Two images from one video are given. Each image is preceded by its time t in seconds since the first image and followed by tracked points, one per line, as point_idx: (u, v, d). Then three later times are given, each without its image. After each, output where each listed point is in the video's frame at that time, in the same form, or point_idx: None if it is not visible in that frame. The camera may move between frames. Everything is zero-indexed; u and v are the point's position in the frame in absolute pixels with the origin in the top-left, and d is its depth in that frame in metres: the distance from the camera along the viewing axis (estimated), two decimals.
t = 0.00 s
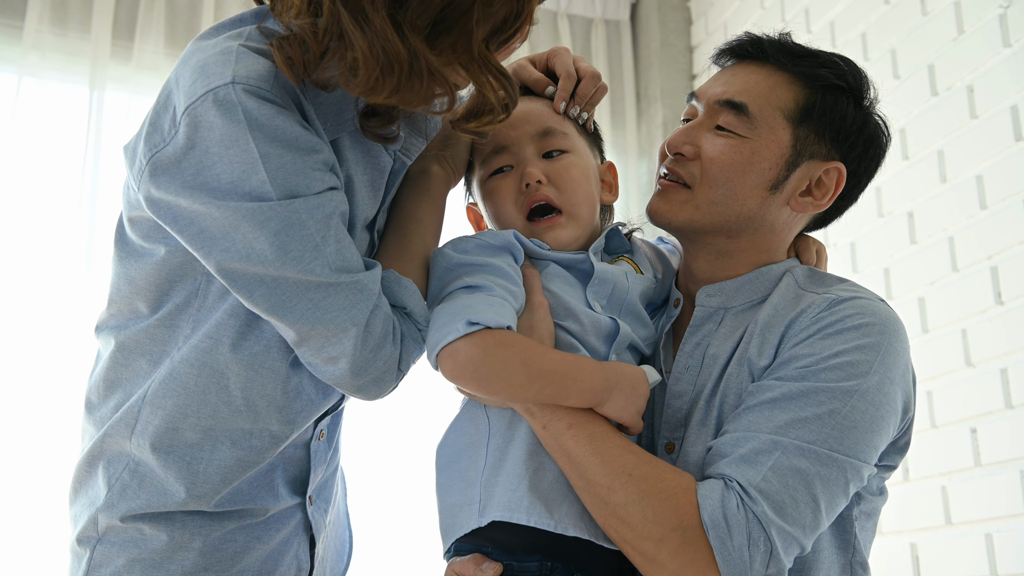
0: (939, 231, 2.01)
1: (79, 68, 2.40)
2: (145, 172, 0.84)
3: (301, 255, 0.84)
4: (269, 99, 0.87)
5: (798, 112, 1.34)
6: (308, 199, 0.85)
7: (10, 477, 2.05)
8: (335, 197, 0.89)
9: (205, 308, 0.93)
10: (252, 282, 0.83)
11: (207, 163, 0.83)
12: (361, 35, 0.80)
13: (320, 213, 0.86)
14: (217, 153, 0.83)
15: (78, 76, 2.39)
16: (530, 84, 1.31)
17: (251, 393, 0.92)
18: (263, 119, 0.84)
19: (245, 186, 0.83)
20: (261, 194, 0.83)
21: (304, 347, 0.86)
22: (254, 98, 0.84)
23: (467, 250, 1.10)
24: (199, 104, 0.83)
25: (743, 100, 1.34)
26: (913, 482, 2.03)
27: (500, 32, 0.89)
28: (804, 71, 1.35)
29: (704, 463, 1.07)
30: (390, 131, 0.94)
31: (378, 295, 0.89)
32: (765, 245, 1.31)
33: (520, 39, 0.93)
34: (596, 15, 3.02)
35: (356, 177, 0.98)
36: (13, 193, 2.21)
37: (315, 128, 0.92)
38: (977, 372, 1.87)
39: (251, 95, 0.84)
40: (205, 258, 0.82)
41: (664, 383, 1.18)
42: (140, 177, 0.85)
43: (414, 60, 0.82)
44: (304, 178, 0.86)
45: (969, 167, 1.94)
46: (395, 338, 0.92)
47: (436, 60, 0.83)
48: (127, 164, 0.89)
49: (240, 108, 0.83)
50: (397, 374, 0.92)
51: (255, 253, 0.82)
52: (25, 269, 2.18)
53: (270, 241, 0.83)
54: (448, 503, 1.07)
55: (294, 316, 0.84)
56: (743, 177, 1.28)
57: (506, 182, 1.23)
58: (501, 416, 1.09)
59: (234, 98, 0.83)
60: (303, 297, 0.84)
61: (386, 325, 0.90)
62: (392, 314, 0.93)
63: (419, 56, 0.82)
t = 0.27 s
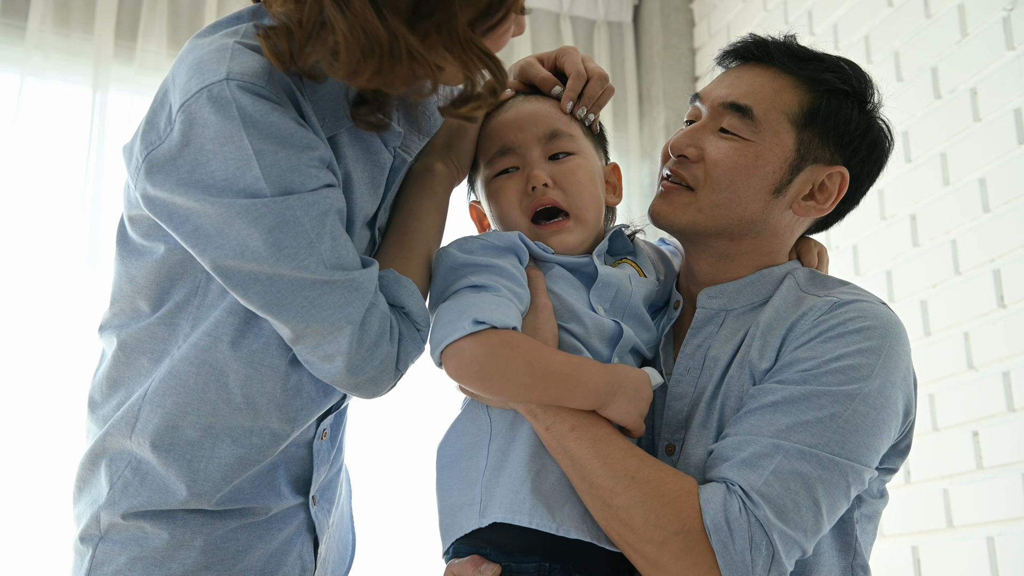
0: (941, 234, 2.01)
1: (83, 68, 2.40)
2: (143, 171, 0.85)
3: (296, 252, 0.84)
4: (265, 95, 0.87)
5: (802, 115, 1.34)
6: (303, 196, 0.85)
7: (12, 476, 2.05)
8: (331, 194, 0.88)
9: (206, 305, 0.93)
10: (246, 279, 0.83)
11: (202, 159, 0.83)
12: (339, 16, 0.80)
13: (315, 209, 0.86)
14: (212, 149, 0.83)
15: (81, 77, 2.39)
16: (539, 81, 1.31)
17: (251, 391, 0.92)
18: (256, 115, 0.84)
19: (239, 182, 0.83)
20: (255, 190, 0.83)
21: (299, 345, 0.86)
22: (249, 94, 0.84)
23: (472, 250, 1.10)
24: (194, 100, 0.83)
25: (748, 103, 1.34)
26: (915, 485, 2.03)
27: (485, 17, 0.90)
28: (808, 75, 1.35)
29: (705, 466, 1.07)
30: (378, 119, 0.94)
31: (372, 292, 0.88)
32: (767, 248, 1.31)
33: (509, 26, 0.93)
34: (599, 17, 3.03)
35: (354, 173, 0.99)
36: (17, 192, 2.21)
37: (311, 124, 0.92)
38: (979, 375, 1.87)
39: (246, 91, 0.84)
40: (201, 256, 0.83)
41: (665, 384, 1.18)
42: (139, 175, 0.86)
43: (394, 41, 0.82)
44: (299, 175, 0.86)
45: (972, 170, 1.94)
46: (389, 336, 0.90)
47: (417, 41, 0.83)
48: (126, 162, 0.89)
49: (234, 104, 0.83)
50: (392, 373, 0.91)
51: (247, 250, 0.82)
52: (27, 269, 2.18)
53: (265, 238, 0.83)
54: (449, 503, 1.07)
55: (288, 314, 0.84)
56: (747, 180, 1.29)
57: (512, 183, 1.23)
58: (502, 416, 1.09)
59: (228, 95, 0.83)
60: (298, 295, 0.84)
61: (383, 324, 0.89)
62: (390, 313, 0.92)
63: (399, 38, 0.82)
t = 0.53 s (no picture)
0: (943, 236, 2.01)
1: (86, 69, 2.40)
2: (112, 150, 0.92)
3: (241, 218, 0.88)
4: (217, 65, 0.94)
5: (802, 117, 1.33)
6: (250, 162, 0.89)
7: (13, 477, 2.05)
8: (285, 165, 0.92)
9: (192, 293, 0.97)
10: (199, 248, 0.88)
11: (159, 131, 0.90)
12: None
13: (263, 176, 0.89)
14: (168, 120, 0.90)
15: (85, 78, 2.39)
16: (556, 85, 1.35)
17: (237, 369, 0.95)
18: (207, 83, 0.91)
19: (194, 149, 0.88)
20: (204, 156, 0.88)
21: (254, 316, 0.90)
22: (199, 62, 0.92)
23: (475, 251, 1.10)
24: (153, 76, 0.92)
25: (746, 105, 1.33)
26: (916, 487, 2.03)
27: None
28: (806, 76, 1.34)
29: (708, 469, 1.07)
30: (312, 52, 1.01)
31: (324, 264, 0.91)
32: (769, 250, 1.32)
33: None
34: (601, 18, 3.03)
35: (328, 155, 1.05)
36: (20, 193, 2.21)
37: (274, 102, 0.99)
38: (981, 377, 1.87)
39: (197, 59, 0.92)
40: (157, 223, 0.88)
41: (666, 388, 1.18)
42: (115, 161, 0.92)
43: None
44: (248, 143, 0.90)
45: (973, 173, 1.94)
46: (344, 312, 0.92)
47: None
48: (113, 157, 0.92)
49: (185, 72, 0.91)
50: (348, 348, 0.93)
51: (195, 216, 0.87)
52: (29, 270, 2.18)
53: (212, 202, 0.87)
54: (451, 505, 1.07)
55: (239, 284, 0.88)
56: (748, 183, 1.29)
57: (517, 185, 1.23)
58: (504, 418, 1.08)
59: (181, 64, 0.91)
60: (248, 264, 0.88)
61: (334, 296, 0.91)
62: (346, 287, 0.94)
63: None
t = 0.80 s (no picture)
0: (943, 238, 2.01)
1: (87, 72, 2.40)
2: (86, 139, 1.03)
3: (191, 204, 0.94)
4: (183, 54, 1.04)
5: (807, 118, 1.33)
6: (205, 150, 0.97)
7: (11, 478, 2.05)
8: (241, 155, 0.99)
9: (175, 286, 1.03)
10: (162, 236, 0.95)
11: (122, 118, 1.00)
12: None
13: (216, 165, 0.97)
14: (131, 106, 1.00)
15: (87, 81, 2.40)
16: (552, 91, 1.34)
17: (215, 358, 1.01)
18: (169, 71, 1.01)
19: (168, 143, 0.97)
20: (162, 142, 0.97)
21: (210, 301, 0.95)
22: (163, 50, 1.02)
23: (474, 254, 1.09)
24: (124, 66, 1.03)
25: (751, 106, 1.33)
26: (918, 489, 2.03)
27: None
28: (812, 76, 1.34)
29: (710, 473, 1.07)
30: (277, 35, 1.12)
31: (271, 253, 0.95)
32: (773, 250, 1.32)
33: None
34: (601, 20, 3.03)
35: (298, 149, 1.13)
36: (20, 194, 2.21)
37: (244, 97, 1.08)
38: (981, 379, 1.87)
39: (164, 47, 1.03)
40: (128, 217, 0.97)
41: (668, 393, 1.17)
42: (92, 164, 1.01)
43: None
44: (204, 132, 0.98)
45: (974, 175, 1.94)
46: (285, 301, 0.95)
47: None
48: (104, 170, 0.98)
49: (149, 60, 1.01)
50: (291, 337, 0.96)
51: (154, 204, 0.94)
52: (30, 271, 2.18)
53: (166, 186, 0.95)
54: (451, 508, 1.07)
55: (191, 268, 0.94)
56: (752, 185, 1.28)
57: (513, 188, 1.22)
58: (506, 423, 1.08)
59: (148, 52, 1.02)
60: (200, 250, 0.94)
61: (279, 286, 0.95)
62: (294, 278, 0.97)
63: None
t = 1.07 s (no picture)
0: (944, 240, 2.01)
1: (88, 73, 2.41)
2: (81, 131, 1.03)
3: (176, 198, 0.94)
4: (178, 48, 1.04)
5: (805, 117, 1.33)
6: (194, 145, 0.97)
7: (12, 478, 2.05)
8: (230, 152, 0.99)
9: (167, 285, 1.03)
10: (148, 228, 0.95)
11: (115, 111, 1.00)
12: None
13: (204, 161, 0.96)
14: (124, 99, 1.00)
15: (89, 82, 2.40)
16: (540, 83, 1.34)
17: (201, 349, 1.01)
18: (163, 65, 1.01)
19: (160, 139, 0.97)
20: (151, 135, 0.97)
21: (192, 296, 0.96)
22: (161, 44, 1.02)
23: (470, 258, 1.09)
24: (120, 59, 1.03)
25: (749, 106, 1.32)
26: (918, 490, 2.03)
27: None
28: (809, 75, 1.33)
29: (712, 476, 1.07)
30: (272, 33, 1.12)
31: (252, 251, 0.95)
32: (773, 251, 1.31)
33: None
34: (602, 21, 3.02)
35: (293, 148, 1.13)
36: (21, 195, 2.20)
37: (241, 95, 1.08)
38: (983, 381, 1.87)
39: (161, 42, 1.03)
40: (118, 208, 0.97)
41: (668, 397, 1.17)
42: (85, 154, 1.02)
43: None
44: (194, 127, 0.98)
45: (976, 176, 1.94)
46: (263, 300, 0.95)
47: None
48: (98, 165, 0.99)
49: (144, 53, 1.01)
50: (270, 336, 0.96)
51: (140, 197, 0.95)
52: (32, 272, 2.18)
53: (152, 179, 0.95)
54: (452, 511, 1.07)
55: (174, 261, 0.95)
56: (752, 186, 1.28)
57: (510, 192, 1.20)
58: (505, 426, 1.08)
59: (144, 45, 1.02)
60: (182, 245, 0.94)
61: (258, 283, 0.95)
62: (274, 276, 0.97)
63: None
